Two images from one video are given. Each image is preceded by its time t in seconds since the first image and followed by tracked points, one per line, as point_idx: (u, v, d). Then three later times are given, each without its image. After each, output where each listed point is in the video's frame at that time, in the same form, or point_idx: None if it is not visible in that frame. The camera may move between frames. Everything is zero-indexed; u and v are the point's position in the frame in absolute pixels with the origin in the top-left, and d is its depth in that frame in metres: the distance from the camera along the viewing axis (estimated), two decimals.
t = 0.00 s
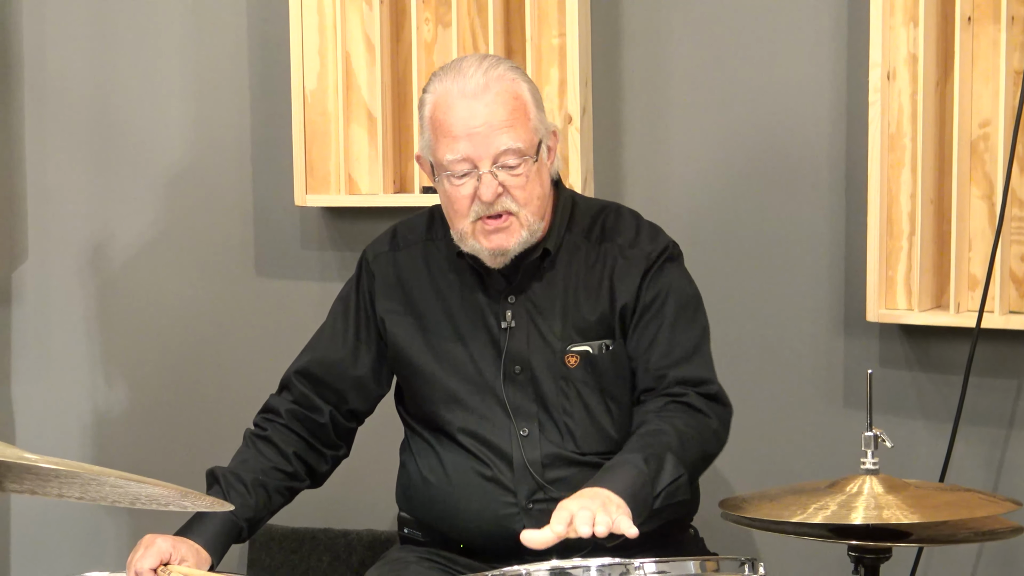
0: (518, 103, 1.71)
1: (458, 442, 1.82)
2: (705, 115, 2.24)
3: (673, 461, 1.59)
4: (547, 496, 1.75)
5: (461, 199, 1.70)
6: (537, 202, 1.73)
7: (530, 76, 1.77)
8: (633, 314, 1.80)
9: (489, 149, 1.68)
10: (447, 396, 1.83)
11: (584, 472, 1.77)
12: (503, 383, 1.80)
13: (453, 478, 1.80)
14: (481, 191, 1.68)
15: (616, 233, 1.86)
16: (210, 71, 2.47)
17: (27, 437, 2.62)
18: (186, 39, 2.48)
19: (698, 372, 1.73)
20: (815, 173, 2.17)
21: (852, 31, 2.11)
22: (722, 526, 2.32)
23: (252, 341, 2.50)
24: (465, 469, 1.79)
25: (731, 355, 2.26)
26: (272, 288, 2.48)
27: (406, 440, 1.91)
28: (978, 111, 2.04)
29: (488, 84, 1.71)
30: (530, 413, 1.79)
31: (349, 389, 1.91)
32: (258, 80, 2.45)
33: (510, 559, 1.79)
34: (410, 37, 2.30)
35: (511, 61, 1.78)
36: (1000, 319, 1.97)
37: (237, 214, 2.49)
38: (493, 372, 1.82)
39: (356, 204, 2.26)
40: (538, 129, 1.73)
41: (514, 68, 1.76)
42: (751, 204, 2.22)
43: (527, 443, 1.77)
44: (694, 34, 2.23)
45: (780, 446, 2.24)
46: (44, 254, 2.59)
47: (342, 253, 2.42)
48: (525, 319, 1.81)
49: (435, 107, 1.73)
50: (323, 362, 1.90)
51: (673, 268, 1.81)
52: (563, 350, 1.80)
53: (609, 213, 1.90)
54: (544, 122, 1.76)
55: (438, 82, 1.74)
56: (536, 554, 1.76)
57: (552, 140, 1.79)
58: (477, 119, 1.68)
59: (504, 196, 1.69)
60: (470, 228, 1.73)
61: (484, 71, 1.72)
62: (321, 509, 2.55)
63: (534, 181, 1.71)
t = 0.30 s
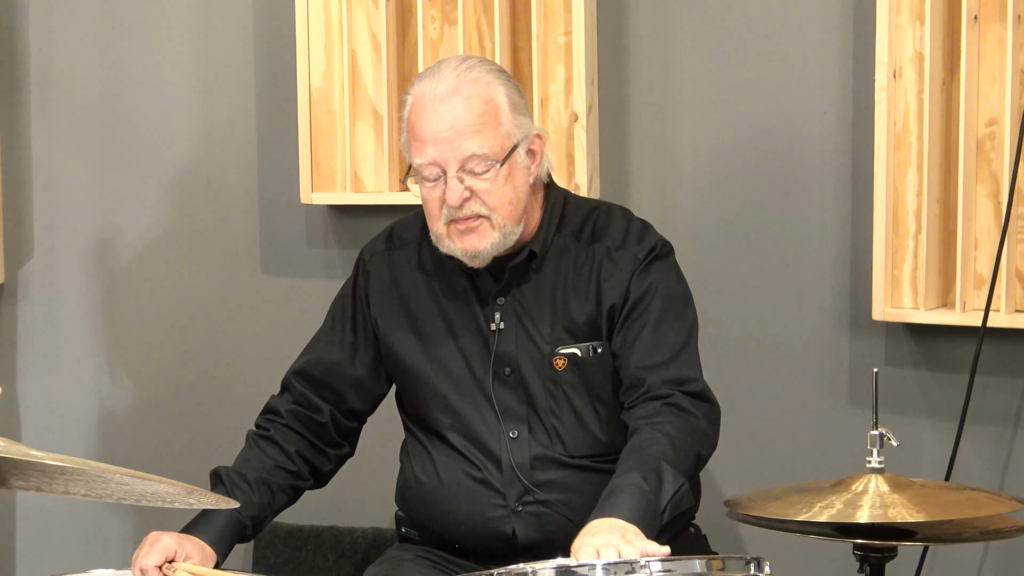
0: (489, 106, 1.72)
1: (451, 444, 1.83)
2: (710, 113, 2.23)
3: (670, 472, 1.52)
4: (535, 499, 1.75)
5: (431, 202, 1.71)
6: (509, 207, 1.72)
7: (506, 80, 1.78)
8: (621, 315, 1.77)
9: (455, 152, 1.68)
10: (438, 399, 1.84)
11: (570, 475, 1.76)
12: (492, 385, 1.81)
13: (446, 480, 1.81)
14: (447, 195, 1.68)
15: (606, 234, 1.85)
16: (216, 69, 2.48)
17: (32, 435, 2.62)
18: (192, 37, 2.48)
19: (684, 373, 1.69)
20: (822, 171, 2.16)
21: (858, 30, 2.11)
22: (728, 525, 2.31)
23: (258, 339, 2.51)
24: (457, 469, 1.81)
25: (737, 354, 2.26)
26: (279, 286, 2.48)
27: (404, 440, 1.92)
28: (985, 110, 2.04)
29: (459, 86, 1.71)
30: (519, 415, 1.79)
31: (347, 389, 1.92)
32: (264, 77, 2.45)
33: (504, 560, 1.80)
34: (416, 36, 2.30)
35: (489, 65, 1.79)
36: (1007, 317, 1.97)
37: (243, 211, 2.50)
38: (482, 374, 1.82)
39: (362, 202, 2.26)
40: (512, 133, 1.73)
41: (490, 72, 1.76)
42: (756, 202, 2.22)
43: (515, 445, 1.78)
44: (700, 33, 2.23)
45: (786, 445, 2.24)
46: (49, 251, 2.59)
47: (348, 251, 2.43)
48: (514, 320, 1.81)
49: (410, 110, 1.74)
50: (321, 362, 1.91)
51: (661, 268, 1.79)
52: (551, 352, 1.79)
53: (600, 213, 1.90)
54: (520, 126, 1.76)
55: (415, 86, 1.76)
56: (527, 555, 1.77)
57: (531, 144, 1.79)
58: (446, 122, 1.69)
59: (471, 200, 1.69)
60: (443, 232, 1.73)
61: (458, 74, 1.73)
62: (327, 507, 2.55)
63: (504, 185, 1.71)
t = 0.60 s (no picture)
0: (480, 119, 1.71)
1: (452, 438, 1.85)
2: (720, 109, 2.23)
3: (563, 482, 1.57)
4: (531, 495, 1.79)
5: (420, 209, 1.72)
6: (496, 221, 1.73)
7: (503, 89, 1.77)
8: (606, 319, 1.78)
9: (442, 165, 1.68)
10: (434, 395, 1.86)
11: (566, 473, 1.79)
12: (488, 382, 1.83)
13: (445, 474, 1.84)
14: (433, 206, 1.69)
15: (605, 233, 1.84)
16: (226, 63, 2.48)
17: (42, 428, 2.63)
18: (203, 31, 2.49)
19: (647, 385, 1.69)
20: (832, 167, 2.16)
21: (869, 26, 2.11)
22: (737, 521, 2.31)
23: (267, 333, 2.51)
24: (456, 464, 1.84)
25: (747, 350, 2.26)
26: (289, 280, 2.49)
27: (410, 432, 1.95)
28: (995, 107, 2.04)
29: (452, 96, 1.71)
30: (518, 413, 1.81)
31: (356, 382, 1.92)
32: (275, 71, 2.46)
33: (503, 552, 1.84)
34: (426, 30, 2.30)
35: (487, 71, 1.78)
36: (1016, 314, 1.98)
37: (253, 205, 2.50)
38: (477, 371, 1.84)
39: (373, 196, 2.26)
40: (502, 147, 1.73)
41: (486, 80, 1.76)
42: (767, 198, 2.22)
43: (513, 441, 1.80)
44: (711, 29, 2.23)
45: (795, 440, 2.24)
46: (60, 244, 2.59)
47: (358, 246, 2.43)
48: (511, 319, 1.82)
49: (405, 115, 1.74)
50: (331, 356, 1.92)
51: (653, 273, 1.78)
52: (541, 351, 1.80)
53: (602, 210, 1.88)
54: (514, 138, 1.75)
55: (412, 89, 1.76)
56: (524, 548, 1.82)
57: (526, 154, 1.79)
58: (436, 132, 1.69)
59: (458, 213, 1.70)
60: (433, 239, 1.75)
61: (453, 82, 1.73)
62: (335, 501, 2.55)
63: (491, 199, 1.72)
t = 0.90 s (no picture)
0: (472, 117, 1.83)
1: (456, 414, 1.97)
2: (724, 106, 2.34)
3: (518, 462, 1.71)
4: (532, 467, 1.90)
5: (420, 204, 1.86)
6: (491, 212, 1.84)
7: (496, 87, 1.88)
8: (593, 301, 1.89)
9: (436, 162, 1.81)
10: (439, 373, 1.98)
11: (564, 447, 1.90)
12: (489, 360, 1.95)
13: (452, 449, 1.96)
14: (430, 201, 1.83)
15: (601, 220, 1.95)
16: (251, 61, 2.60)
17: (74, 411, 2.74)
18: (229, 30, 2.60)
19: (614, 365, 1.78)
20: (830, 161, 2.27)
21: (865, 27, 2.21)
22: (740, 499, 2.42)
23: (291, 319, 2.63)
24: (462, 440, 1.96)
25: (750, 335, 2.37)
26: (312, 268, 2.61)
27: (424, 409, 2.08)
28: (985, 104, 2.15)
29: (446, 96, 1.84)
30: (519, 389, 1.93)
31: (375, 359, 2.07)
32: (299, 69, 2.57)
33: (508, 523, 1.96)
34: (444, 30, 2.41)
35: (483, 71, 1.89)
36: (1004, 301, 2.08)
37: (278, 197, 2.62)
38: (480, 350, 1.96)
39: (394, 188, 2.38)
40: (495, 142, 1.84)
41: (480, 79, 1.87)
42: (768, 191, 2.33)
43: (516, 417, 1.92)
44: (715, 29, 2.33)
45: (795, 422, 2.35)
46: (88, 235, 2.69)
47: (379, 235, 2.55)
48: (512, 301, 1.94)
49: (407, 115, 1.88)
50: (351, 337, 2.07)
51: (640, 256, 1.88)
52: (535, 330, 1.91)
53: (599, 199, 1.99)
54: (507, 133, 1.86)
55: (413, 91, 1.89)
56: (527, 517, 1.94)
57: (521, 148, 1.90)
58: (430, 131, 1.82)
59: (453, 206, 1.83)
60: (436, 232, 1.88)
61: (448, 83, 1.85)
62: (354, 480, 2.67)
63: (485, 192, 1.83)
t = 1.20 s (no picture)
0: (489, 88, 2.00)
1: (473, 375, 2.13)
2: (725, 93, 2.49)
3: (619, 378, 1.88)
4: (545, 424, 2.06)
5: (445, 173, 2.01)
6: (511, 176, 2.00)
7: (508, 62, 2.05)
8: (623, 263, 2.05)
9: (459, 130, 1.97)
10: (460, 337, 2.14)
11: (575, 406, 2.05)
12: (507, 322, 2.10)
13: (471, 410, 2.13)
14: (455, 167, 1.98)
15: (610, 193, 2.12)
16: (280, 52, 2.75)
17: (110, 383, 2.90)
18: (260, 23, 2.76)
19: (693, 313, 1.97)
20: (824, 145, 2.41)
21: (858, 18, 2.36)
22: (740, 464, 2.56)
23: (317, 295, 2.79)
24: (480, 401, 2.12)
25: (749, 309, 2.52)
26: (338, 246, 2.77)
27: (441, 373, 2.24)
28: (971, 92, 2.29)
29: (463, 70, 2.00)
30: (532, 351, 2.08)
31: (393, 327, 2.24)
32: (325, 60, 2.73)
33: (523, 479, 2.14)
34: (463, 22, 2.56)
35: (494, 49, 2.06)
36: (987, 275, 2.22)
37: (305, 180, 2.78)
38: (498, 313, 2.11)
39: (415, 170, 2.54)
40: (511, 111, 2.01)
41: (493, 55, 2.05)
42: (766, 173, 2.47)
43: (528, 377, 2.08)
44: (717, 21, 2.48)
45: (791, 390, 2.49)
46: (124, 217, 2.86)
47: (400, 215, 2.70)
48: (527, 268, 2.10)
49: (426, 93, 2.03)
50: (370, 306, 2.24)
51: (662, 221, 2.06)
52: (556, 294, 2.07)
53: (606, 174, 2.16)
54: (520, 102, 2.04)
55: (429, 70, 2.05)
56: (541, 472, 2.10)
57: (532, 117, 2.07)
58: (451, 102, 1.98)
59: (477, 172, 1.98)
60: (461, 199, 2.03)
61: (463, 59, 2.02)
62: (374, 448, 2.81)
63: (505, 157, 2.00)
